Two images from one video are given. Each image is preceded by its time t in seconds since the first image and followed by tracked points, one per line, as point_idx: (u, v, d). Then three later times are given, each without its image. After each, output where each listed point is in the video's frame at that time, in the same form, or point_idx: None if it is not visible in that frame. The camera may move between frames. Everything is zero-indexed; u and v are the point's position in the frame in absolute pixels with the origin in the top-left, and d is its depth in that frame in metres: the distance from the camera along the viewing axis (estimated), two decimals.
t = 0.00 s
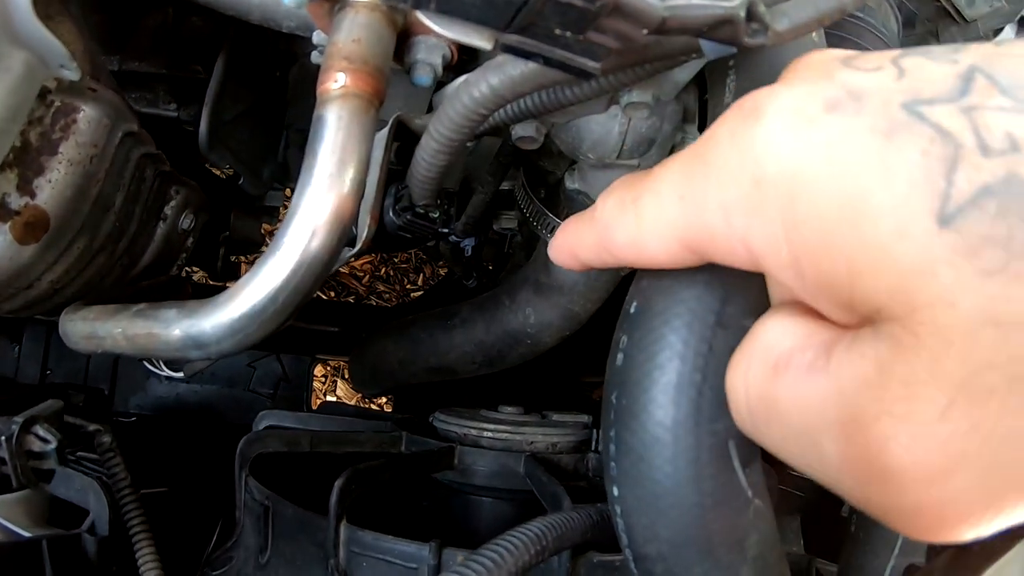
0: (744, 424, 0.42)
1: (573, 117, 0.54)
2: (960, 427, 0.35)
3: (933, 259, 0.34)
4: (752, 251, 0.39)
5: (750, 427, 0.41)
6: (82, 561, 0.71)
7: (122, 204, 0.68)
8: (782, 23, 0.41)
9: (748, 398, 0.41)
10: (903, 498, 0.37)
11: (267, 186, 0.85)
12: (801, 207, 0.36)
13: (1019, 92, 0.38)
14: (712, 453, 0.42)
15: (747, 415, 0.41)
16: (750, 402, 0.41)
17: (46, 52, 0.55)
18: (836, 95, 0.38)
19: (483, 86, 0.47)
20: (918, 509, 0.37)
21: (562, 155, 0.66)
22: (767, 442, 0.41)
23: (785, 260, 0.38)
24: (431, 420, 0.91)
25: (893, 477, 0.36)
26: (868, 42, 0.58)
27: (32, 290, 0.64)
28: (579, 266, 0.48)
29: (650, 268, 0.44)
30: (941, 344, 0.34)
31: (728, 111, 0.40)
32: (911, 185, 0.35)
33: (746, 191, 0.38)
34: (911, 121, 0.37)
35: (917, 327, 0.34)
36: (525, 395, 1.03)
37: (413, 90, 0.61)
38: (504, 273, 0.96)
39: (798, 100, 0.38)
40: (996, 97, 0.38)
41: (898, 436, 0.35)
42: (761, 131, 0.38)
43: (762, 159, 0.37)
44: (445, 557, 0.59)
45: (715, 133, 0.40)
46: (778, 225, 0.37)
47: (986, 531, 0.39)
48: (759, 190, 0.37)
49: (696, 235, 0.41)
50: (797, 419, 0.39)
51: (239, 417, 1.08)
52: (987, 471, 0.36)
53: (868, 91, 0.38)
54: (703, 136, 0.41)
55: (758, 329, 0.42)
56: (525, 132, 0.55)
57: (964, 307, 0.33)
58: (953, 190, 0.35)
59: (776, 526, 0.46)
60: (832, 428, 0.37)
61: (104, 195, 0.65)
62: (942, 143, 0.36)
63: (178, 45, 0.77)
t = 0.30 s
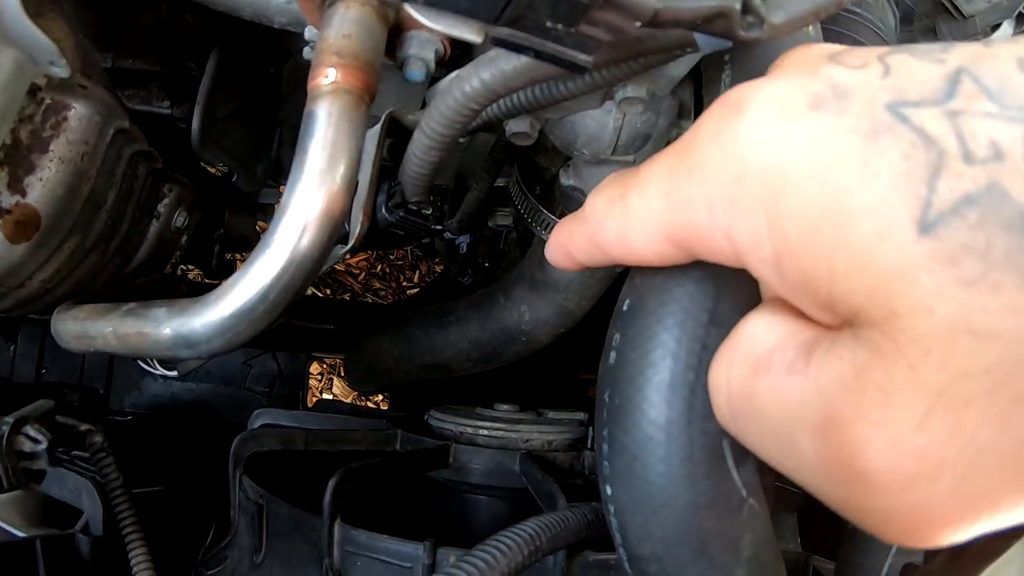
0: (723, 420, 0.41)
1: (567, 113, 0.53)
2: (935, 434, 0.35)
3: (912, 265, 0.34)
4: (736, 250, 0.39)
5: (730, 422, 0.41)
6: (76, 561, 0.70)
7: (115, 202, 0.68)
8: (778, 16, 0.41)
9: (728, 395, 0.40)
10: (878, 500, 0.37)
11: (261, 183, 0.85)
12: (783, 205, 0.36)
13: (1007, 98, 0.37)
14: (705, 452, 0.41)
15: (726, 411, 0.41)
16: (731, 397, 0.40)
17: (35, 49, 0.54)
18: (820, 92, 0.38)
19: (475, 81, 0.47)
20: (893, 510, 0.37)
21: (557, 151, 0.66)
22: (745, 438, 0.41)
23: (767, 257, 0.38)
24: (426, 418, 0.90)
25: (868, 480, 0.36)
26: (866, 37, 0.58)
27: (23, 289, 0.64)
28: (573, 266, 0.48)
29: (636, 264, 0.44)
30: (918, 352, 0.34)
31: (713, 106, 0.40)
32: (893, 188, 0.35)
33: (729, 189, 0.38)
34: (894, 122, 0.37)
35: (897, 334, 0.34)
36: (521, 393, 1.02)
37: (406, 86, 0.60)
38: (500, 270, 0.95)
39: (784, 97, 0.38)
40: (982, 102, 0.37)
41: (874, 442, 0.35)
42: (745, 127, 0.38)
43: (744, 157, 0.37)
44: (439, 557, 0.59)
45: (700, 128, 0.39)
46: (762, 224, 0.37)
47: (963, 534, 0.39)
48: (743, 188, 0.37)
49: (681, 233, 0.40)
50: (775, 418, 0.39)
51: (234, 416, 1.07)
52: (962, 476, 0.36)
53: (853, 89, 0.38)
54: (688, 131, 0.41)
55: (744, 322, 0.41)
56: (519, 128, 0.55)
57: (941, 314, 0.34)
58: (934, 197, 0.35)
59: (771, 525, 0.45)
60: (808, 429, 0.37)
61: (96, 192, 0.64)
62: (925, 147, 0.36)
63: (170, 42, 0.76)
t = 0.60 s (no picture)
0: (716, 413, 0.42)
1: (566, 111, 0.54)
2: (927, 431, 0.35)
3: (908, 265, 0.35)
4: (733, 247, 0.39)
5: (723, 415, 0.41)
6: (77, 559, 0.71)
7: (115, 199, 0.68)
8: (777, 16, 0.41)
9: (722, 389, 0.40)
10: (869, 497, 0.37)
11: (261, 181, 0.85)
12: (781, 203, 0.37)
13: (1002, 104, 0.38)
14: (704, 448, 0.42)
15: (719, 404, 0.41)
16: (725, 391, 0.40)
17: (37, 48, 0.55)
18: (819, 92, 0.39)
19: (476, 80, 0.47)
20: (885, 507, 0.37)
21: (556, 149, 0.66)
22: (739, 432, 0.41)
23: (764, 254, 0.38)
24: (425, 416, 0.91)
25: (860, 476, 0.36)
26: (865, 36, 0.58)
27: (24, 287, 0.64)
28: (573, 264, 0.48)
29: (635, 262, 0.44)
30: (912, 349, 0.34)
31: (711, 105, 0.40)
32: (889, 188, 0.36)
33: (728, 186, 0.38)
34: (891, 125, 0.37)
35: (891, 330, 0.35)
36: (519, 390, 1.02)
37: (406, 84, 0.60)
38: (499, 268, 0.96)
39: (783, 97, 0.39)
40: (978, 107, 0.38)
41: (866, 437, 0.35)
42: (744, 125, 0.38)
43: (743, 155, 0.38)
44: (439, 553, 0.59)
45: (699, 127, 0.40)
46: (759, 221, 0.38)
47: (956, 530, 0.39)
48: (741, 186, 0.38)
49: (679, 231, 0.41)
50: (768, 412, 0.39)
51: (233, 414, 1.07)
52: (954, 473, 0.36)
53: (851, 90, 0.39)
54: (687, 130, 0.41)
55: (738, 320, 0.41)
56: (519, 126, 0.55)
57: (934, 312, 0.34)
58: (930, 198, 0.36)
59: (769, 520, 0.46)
60: (800, 423, 0.37)
61: (97, 191, 0.64)
62: (921, 149, 0.37)
63: (171, 40, 0.77)
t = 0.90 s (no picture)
0: (710, 413, 0.41)
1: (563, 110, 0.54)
2: (921, 433, 0.35)
3: (905, 264, 0.35)
4: (728, 245, 0.39)
5: (717, 413, 0.41)
6: (74, 559, 0.71)
7: (112, 199, 0.68)
8: (775, 14, 0.41)
9: (717, 388, 0.40)
10: (862, 500, 0.37)
11: (258, 181, 0.85)
12: (776, 200, 0.37)
13: (1002, 105, 0.38)
14: (702, 447, 0.42)
15: (712, 404, 0.41)
16: (719, 390, 0.40)
17: (33, 45, 0.54)
18: (817, 90, 0.39)
19: (473, 79, 0.47)
20: (877, 509, 0.37)
21: (553, 147, 0.65)
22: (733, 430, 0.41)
23: (760, 252, 0.38)
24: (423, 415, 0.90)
25: (853, 479, 0.36)
26: (862, 33, 0.58)
27: (21, 287, 0.64)
28: (570, 263, 0.48)
29: (631, 260, 0.44)
30: (907, 352, 0.34)
31: (708, 101, 0.40)
32: (886, 187, 0.36)
33: (724, 183, 0.38)
34: (889, 123, 0.37)
35: (886, 332, 0.34)
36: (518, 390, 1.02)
37: (403, 83, 0.60)
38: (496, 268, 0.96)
39: (780, 94, 0.39)
40: (978, 107, 0.38)
41: (858, 439, 0.35)
42: (741, 122, 0.38)
43: (739, 152, 0.38)
44: (437, 553, 0.59)
45: (695, 124, 0.40)
46: (754, 219, 0.38)
47: (948, 533, 0.39)
48: (737, 182, 0.38)
49: (675, 229, 0.41)
50: (762, 410, 0.38)
51: (231, 414, 1.07)
52: (947, 475, 0.36)
53: (849, 88, 0.39)
54: (684, 127, 0.41)
55: (734, 317, 0.41)
56: (517, 125, 0.55)
57: (930, 315, 0.34)
58: (928, 198, 0.36)
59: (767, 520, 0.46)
60: (793, 423, 0.37)
61: (93, 190, 0.64)
62: (919, 149, 0.37)
63: (169, 39, 0.76)
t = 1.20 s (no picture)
0: (711, 404, 0.41)
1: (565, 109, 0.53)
2: (925, 420, 0.35)
3: (912, 248, 0.34)
4: (734, 234, 0.39)
5: (716, 404, 0.41)
6: (74, 559, 0.71)
7: (111, 198, 0.68)
8: (778, 15, 0.41)
9: (718, 379, 0.40)
10: (863, 487, 0.37)
11: (258, 179, 0.85)
12: (784, 187, 0.37)
13: (1007, 99, 0.38)
14: (704, 447, 0.42)
15: (714, 395, 0.41)
16: (720, 380, 0.40)
17: (33, 43, 0.53)
18: (823, 82, 0.39)
19: (475, 77, 0.47)
20: (878, 496, 0.37)
21: (554, 147, 0.66)
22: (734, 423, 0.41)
23: (767, 240, 0.38)
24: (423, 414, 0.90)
25: (854, 464, 0.36)
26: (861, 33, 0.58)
27: (20, 286, 0.64)
28: (573, 261, 0.48)
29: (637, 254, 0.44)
30: (911, 334, 0.34)
31: (713, 93, 0.41)
32: (894, 173, 0.36)
33: (731, 172, 0.38)
34: (896, 113, 0.38)
35: (889, 314, 0.34)
36: (517, 389, 1.02)
37: (404, 82, 0.60)
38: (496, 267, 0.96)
39: (786, 84, 0.39)
40: (982, 100, 0.38)
41: (860, 422, 0.35)
42: (746, 111, 0.38)
43: (746, 141, 0.38)
44: (438, 552, 0.59)
45: (701, 115, 0.40)
46: (762, 207, 0.38)
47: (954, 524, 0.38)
48: (744, 171, 0.38)
49: (680, 221, 0.41)
50: (761, 397, 0.39)
51: (229, 413, 1.07)
52: (950, 463, 0.35)
53: (855, 80, 0.39)
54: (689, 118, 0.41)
55: (737, 307, 0.41)
56: (517, 124, 0.55)
57: (935, 299, 0.34)
58: (934, 184, 0.36)
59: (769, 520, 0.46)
60: (794, 407, 0.37)
61: (93, 188, 0.64)
62: (924, 137, 0.37)
63: (168, 38, 0.76)
